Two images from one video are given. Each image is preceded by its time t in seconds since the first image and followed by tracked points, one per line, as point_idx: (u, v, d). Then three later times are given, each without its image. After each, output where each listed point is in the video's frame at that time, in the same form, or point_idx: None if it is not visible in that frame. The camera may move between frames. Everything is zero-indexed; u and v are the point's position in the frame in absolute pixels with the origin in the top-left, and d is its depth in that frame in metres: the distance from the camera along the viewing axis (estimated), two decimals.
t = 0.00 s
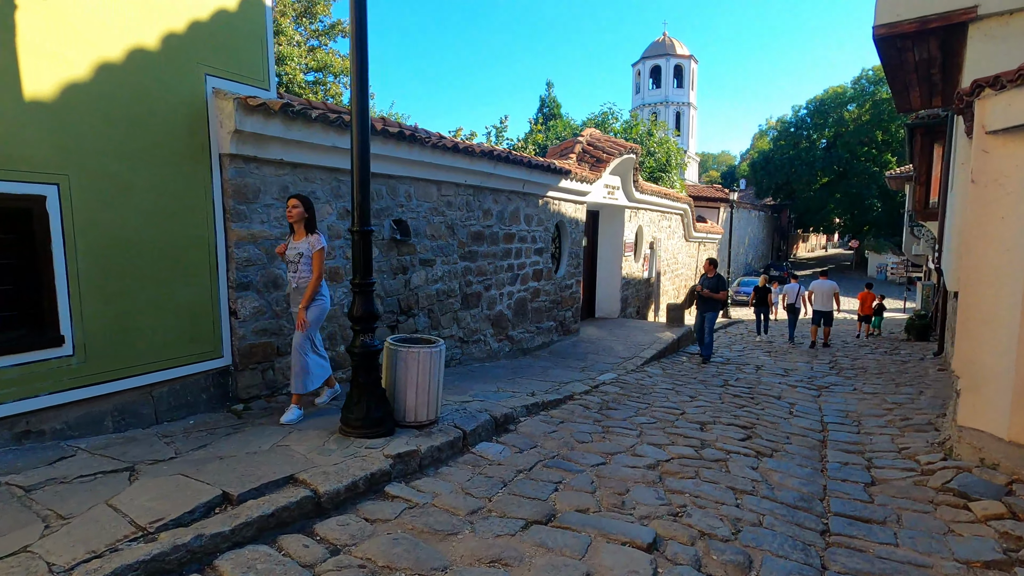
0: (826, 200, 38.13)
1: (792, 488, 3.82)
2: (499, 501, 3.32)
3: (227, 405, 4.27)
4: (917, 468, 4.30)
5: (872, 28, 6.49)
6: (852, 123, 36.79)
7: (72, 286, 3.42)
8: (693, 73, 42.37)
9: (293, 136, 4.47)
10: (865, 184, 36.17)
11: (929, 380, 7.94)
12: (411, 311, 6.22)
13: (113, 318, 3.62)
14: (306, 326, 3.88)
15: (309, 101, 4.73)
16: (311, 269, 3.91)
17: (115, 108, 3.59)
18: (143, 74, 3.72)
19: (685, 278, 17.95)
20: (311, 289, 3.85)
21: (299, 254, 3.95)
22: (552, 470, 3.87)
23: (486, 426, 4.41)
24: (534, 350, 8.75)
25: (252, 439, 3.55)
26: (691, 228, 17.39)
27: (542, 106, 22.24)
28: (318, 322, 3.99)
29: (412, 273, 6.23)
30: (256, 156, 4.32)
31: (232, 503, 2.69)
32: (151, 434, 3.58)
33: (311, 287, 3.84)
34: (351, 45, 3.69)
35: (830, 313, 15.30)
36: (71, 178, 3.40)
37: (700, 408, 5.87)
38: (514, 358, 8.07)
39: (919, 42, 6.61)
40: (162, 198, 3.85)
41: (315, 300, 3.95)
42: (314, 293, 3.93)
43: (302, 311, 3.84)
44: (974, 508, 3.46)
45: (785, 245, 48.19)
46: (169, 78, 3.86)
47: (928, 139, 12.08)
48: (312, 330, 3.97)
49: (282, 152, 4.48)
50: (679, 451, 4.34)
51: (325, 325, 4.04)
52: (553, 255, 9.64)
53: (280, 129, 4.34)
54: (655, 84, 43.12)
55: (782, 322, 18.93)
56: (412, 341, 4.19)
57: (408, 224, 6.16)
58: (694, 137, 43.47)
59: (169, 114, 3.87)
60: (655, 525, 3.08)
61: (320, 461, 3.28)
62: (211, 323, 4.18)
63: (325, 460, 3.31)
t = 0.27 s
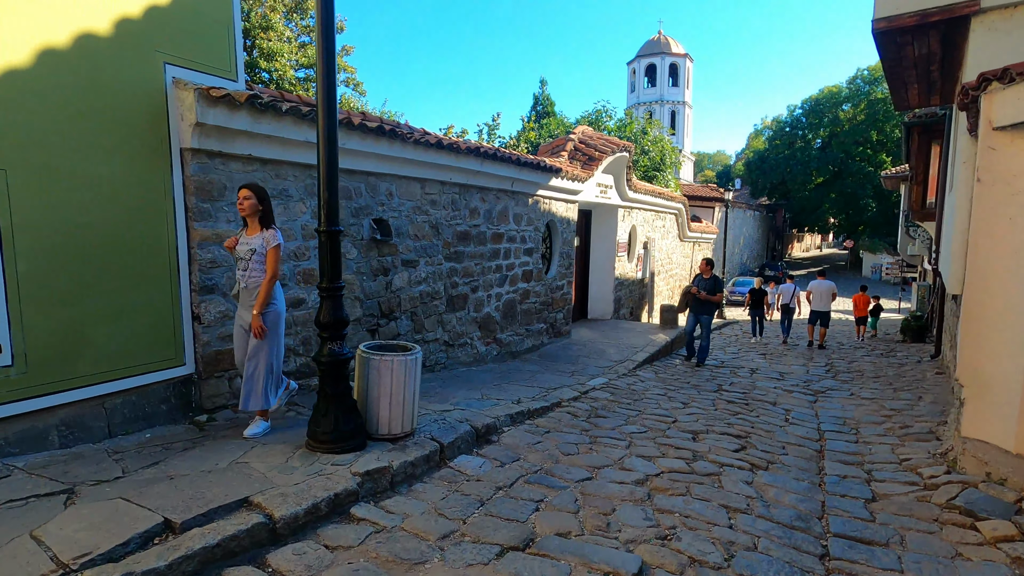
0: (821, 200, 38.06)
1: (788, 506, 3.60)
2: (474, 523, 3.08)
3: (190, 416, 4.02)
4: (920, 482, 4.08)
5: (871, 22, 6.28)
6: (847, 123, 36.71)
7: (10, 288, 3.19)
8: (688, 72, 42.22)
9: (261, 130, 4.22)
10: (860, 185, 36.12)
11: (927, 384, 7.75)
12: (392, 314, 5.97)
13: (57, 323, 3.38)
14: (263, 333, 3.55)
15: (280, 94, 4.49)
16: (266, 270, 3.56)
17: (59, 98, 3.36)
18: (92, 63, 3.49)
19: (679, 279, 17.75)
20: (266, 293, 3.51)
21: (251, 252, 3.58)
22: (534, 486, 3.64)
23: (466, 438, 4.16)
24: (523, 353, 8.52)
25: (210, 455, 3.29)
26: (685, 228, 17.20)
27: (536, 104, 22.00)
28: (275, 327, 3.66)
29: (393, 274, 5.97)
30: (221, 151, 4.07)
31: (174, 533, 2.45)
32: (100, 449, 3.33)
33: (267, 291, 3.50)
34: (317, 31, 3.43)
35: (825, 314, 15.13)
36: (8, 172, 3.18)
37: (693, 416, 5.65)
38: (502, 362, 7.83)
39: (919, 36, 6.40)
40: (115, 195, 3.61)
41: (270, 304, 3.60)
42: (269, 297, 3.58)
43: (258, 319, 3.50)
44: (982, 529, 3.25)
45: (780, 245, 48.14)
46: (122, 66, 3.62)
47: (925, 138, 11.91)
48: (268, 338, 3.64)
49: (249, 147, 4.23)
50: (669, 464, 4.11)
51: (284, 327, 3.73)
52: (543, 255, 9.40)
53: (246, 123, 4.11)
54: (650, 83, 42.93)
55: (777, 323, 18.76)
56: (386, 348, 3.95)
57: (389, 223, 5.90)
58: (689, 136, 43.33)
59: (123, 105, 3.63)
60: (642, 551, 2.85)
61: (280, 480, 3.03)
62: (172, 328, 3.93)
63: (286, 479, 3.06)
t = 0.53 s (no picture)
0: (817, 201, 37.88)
1: (792, 523, 3.36)
2: (452, 545, 2.82)
3: (152, 425, 3.75)
4: (930, 495, 3.83)
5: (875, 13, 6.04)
6: (844, 123, 36.59)
7: None
8: (685, 71, 42.06)
9: (229, 119, 3.95)
10: (856, 186, 36.00)
11: (930, 388, 7.52)
12: (376, 315, 5.70)
13: None
14: (222, 337, 3.29)
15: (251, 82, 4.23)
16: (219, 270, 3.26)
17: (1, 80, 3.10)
18: (38, 44, 3.23)
19: (675, 279, 17.52)
20: (221, 295, 3.22)
21: (200, 248, 3.27)
22: (520, 502, 3.38)
23: (448, 448, 3.90)
24: (516, 355, 8.26)
25: (165, 470, 3.03)
26: (682, 228, 16.97)
27: (531, 103, 21.76)
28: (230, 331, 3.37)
29: (377, 273, 5.69)
30: (185, 141, 3.80)
31: (109, 562, 2.22)
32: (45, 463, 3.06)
33: (222, 292, 3.22)
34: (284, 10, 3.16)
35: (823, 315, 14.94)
36: None
37: (690, 422, 5.40)
38: (493, 365, 7.57)
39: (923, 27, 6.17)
40: (65, 186, 3.35)
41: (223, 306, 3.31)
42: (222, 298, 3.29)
43: (213, 323, 3.21)
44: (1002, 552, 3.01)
45: (777, 246, 48.03)
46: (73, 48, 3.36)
47: (926, 136, 11.70)
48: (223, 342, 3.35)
49: (217, 137, 3.96)
50: (664, 477, 3.86)
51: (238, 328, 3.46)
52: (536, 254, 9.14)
53: (213, 111, 3.84)
54: (646, 82, 42.73)
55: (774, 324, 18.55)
56: (362, 353, 3.68)
57: (373, 220, 5.63)
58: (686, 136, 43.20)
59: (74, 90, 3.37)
60: None
61: (238, 498, 2.76)
62: (131, 331, 3.65)
63: (245, 498, 2.80)
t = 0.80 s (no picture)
0: (815, 200, 37.63)
1: (793, 542, 3.13)
2: (424, 572, 2.58)
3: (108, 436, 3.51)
4: (940, 511, 3.60)
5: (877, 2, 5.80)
6: (841, 123, 36.44)
7: None
8: (683, 70, 41.89)
9: (193, 110, 3.71)
10: (854, 185, 35.85)
11: (933, 392, 7.30)
12: (358, 317, 5.45)
13: None
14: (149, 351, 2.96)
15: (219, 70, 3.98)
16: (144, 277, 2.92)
17: None
18: None
19: (672, 280, 17.30)
20: (148, 306, 2.88)
21: (120, 252, 2.91)
22: (501, 521, 3.14)
23: (427, 460, 3.66)
24: (507, 358, 8.02)
25: (112, 488, 2.79)
26: (679, 227, 16.75)
27: (527, 100, 21.52)
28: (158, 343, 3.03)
29: (358, 273, 5.45)
30: (144, 133, 3.56)
31: None
32: None
33: (149, 302, 2.89)
34: None
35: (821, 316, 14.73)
36: None
37: (685, 430, 5.17)
38: (483, 368, 7.33)
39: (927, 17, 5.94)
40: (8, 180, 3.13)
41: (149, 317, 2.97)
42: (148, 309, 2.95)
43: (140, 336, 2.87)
44: None
45: (775, 245, 47.89)
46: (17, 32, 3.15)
47: (926, 134, 11.50)
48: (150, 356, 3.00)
49: (180, 129, 3.72)
50: (657, 491, 3.62)
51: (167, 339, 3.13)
52: (528, 254, 8.90)
53: (175, 101, 3.59)
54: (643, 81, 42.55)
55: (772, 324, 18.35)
56: (334, 359, 3.43)
57: (354, 217, 5.39)
58: (683, 136, 43.05)
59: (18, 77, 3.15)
60: None
61: (187, 522, 2.52)
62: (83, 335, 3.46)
63: (196, 520, 2.56)
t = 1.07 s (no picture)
0: (811, 202, 37.11)
1: (794, 561, 2.87)
2: None
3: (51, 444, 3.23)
4: (951, 524, 3.36)
5: None
6: (838, 125, 36.35)
7: None
8: (680, 71, 41.74)
9: (149, 91, 3.45)
10: (851, 187, 35.75)
11: (936, 396, 7.07)
12: (335, 316, 5.18)
13: None
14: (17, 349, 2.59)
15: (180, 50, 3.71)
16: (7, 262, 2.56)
17: None
18: None
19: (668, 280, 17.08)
20: (11, 294, 2.53)
21: None
22: (477, 537, 2.87)
23: (400, 470, 3.40)
24: (496, 359, 7.76)
25: (43, 503, 2.53)
26: (675, 227, 16.52)
27: (522, 99, 21.31)
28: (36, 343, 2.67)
29: (336, 270, 5.18)
30: (94, 114, 3.30)
31: None
32: None
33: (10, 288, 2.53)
34: None
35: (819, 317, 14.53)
36: None
37: (679, 435, 4.92)
38: (471, 370, 7.06)
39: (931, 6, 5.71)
40: None
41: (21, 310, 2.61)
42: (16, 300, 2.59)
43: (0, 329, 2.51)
44: None
45: (771, 248, 47.78)
46: None
47: (927, 132, 11.29)
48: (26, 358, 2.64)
49: (135, 112, 3.46)
50: (647, 503, 3.37)
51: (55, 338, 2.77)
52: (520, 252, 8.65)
53: (128, 81, 3.32)
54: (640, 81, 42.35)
55: (769, 326, 18.14)
56: (299, 361, 3.17)
57: (332, 211, 5.11)
58: (680, 137, 42.92)
59: None
60: None
61: (118, 543, 2.25)
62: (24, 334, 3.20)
63: (130, 541, 2.29)
